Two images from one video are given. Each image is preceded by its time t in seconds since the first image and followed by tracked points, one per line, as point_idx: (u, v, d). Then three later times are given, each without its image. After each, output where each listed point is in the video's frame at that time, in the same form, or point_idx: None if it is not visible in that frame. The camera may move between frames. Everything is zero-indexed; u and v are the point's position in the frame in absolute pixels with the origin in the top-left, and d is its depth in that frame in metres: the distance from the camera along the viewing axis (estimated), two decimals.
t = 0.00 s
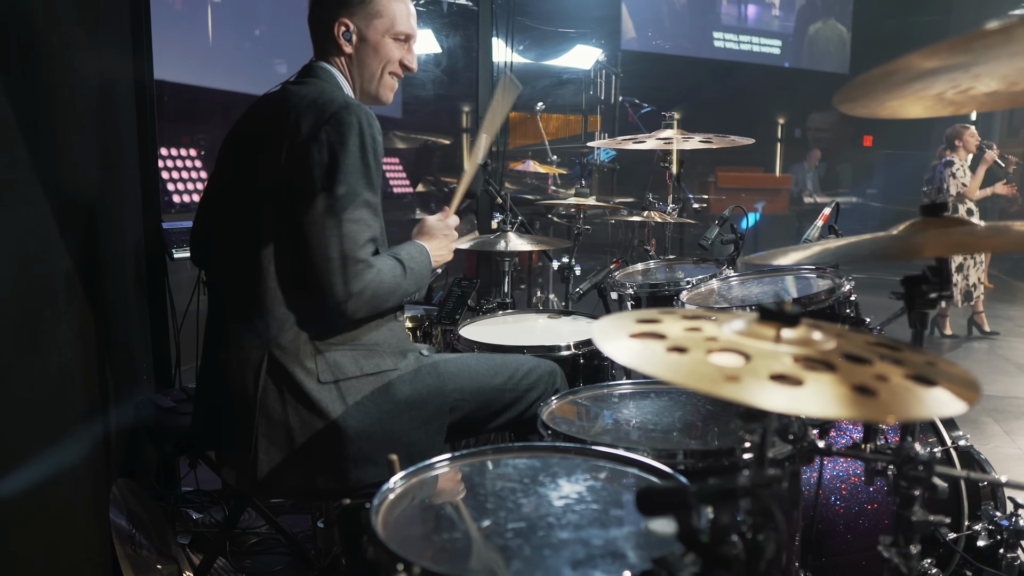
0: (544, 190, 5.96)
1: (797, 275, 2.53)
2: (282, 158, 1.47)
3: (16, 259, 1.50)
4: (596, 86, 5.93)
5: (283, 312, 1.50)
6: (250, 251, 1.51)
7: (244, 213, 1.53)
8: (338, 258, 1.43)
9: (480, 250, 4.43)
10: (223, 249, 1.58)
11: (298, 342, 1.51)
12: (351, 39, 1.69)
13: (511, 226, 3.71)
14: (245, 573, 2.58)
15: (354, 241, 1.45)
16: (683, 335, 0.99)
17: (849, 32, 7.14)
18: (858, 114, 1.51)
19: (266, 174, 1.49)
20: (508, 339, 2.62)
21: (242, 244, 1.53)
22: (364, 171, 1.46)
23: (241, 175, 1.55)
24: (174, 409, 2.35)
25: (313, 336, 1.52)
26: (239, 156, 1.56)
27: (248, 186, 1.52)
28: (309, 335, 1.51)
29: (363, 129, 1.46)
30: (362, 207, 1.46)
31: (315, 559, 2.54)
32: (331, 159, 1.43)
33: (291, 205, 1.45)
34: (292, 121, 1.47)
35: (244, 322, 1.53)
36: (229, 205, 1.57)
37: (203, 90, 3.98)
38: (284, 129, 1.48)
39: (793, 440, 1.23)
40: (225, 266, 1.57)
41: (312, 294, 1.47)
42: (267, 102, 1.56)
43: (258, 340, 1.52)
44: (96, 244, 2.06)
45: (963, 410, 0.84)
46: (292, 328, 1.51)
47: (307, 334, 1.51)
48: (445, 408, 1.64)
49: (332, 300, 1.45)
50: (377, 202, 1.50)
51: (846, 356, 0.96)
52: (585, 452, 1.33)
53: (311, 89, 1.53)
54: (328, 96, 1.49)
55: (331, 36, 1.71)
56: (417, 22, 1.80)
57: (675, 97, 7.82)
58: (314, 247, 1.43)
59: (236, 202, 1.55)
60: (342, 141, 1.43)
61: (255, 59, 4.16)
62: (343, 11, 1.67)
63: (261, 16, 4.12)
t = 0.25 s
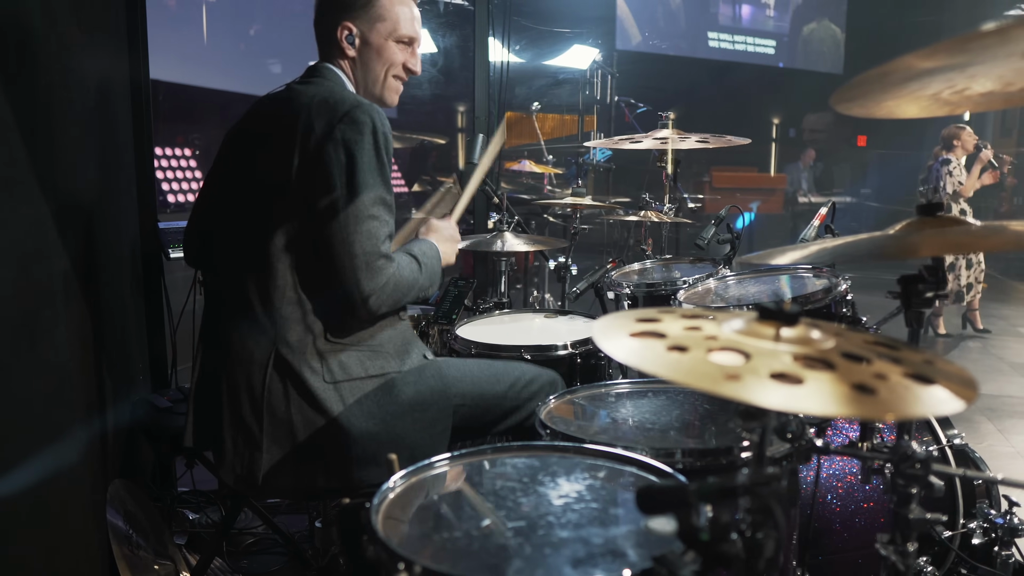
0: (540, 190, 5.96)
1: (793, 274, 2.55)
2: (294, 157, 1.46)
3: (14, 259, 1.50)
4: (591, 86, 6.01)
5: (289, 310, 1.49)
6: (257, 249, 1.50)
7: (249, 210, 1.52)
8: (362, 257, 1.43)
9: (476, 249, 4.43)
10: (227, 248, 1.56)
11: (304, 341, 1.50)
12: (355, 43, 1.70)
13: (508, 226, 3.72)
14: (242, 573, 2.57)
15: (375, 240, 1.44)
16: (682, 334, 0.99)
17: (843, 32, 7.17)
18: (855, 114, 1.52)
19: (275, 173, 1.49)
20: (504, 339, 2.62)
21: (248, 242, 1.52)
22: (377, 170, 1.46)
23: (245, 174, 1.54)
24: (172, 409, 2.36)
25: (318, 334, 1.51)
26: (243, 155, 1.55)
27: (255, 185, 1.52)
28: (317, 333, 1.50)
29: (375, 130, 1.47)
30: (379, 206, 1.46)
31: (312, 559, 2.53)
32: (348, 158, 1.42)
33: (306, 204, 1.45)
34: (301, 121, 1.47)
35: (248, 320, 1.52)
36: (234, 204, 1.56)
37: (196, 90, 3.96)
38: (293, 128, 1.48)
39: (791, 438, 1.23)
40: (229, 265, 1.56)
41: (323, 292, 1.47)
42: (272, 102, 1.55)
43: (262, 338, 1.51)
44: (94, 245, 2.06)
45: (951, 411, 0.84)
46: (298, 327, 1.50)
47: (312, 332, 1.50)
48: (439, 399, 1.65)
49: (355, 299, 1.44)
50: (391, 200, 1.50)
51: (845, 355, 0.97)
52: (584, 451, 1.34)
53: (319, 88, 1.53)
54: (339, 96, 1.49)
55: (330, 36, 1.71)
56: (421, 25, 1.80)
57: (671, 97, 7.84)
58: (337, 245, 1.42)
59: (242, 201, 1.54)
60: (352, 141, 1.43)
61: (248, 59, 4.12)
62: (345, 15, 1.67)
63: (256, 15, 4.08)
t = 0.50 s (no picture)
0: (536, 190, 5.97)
1: (790, 274, 2.56)
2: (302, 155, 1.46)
3: (12, 259, 1.49)
4: (588, 86, 5.99)
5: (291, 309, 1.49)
6: (264, 247, 1.51)
7: (259, 208, 1.52)
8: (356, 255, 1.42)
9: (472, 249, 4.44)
10: (235, 245, 1.57)
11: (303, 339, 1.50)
12: (370, 47, 1.69)
13: (505, 226, 3.72)
14: (239, 574, 2.57)
15: (370, 240, 1.43)
16: (682, 333, 1.00)
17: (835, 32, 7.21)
18: (852, 114, 1.53)
19: (283, 172, 1.49)
20: (502, 339, 2.62)
21: (255, 239, 1.52)
22: (383, 169, 1.46)
23: (253, 172, 1.54)
24: (169, 409, 2.37)
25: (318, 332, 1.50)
26: (252, 153, 1.55)
27: (263, 183, 1.52)
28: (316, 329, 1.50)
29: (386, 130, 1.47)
30: (381, 206, 1.45)
31: (309, 560, 2.53)
32: (357, 156, 1.42)
33: (309, 202, 1.45)
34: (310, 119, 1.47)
35: (251, 317, 1.52)
36: (243, 201, 1.56)
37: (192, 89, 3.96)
38: (303, 126, 1.48)
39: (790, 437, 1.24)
40: (236, 262, 1.56)
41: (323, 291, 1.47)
42: (282, 101, 1.56)
43: (264, 335, 1.51)
44: (91, 245, 2.06)
45: (956, 406, 0.85)
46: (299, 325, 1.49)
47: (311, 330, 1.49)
48: (443, 405, 1.64)
49: (343, 298, 1.43)
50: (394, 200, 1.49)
51: (844, 353, 0.97)
52: (583, 450, 1.34)
53: (331, 87, 1.53)
54: (351, 96, 1.49)
55: (330, 36, 1.71)
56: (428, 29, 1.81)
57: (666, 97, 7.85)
58: (334, 244, 1.41)
59: (251, 198, 1.54)
60: (358, 139, 1.42)
61: (242, 57, 4.11)
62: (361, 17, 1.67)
63: (251, 14, 4.07)
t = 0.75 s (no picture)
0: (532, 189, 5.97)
1: (787, 274, 2.57)
2: (312, 149, 1.47)
3: (11, 259, 1.49)
4: (584, 86, 5.96)
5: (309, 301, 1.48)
6: (273, 242, 1.49)
7: (264, 205, 1.51)
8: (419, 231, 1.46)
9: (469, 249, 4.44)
10: (238, 244, 1.55)
11: (325, 329, 1.48)
12: (354, 38, 1.68)
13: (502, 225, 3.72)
14: (236, 574, 2.57)
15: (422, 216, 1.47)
16: (681, 333, 1.00)
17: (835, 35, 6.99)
18: (849, 114, 1.53)
19: (287, 167, 1.49)
20: (499, 338, 2.62)
21: (261, 236, 1.51)
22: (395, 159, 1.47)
23: (252, 170, 1.53)
24: (166, 409, 2.30)
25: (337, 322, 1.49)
26: (249, 151, 1.54)
27: (265, 180, 1.51)
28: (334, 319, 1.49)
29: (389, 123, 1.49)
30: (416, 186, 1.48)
31: (307, 560, 2.52)
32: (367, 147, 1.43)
33: (338, 192, 1.46)
34: (312, 114, 1.48)
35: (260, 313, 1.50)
36: (244, 199, 1.54)
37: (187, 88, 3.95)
38: (305, 121, 1.48)
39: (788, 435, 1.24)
40: (240, 261, 1.54)
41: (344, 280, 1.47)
42: (274, 97, 1.55)
43: (274, 330, 1.48)
44: (88, 245, 2.05)
45: (951, 406, 0.85)
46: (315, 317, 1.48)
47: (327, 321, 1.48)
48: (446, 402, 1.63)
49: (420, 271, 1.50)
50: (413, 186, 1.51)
51: (843, 352, 0.98)
52: (582, 448, 1.34)
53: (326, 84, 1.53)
54: (345, 92, 1.49)
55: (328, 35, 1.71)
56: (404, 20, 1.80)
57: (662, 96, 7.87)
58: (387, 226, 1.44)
59: (251, 196, 1.53)
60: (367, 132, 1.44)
61: (236, 52, 4.06)
62: (344, 7, 1.65)
63: (248, 12, 4.04)
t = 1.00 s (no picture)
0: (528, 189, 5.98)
1: (783, 273, 2.59)
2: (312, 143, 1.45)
3: (9, 258, 1.49)
4: (580, 86, 5.99)
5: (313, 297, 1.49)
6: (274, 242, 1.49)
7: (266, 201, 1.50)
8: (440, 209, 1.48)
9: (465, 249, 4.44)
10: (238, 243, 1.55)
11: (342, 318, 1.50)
12: (341, 37, 1.68)
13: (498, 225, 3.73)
14: (232, 574, 2.56)
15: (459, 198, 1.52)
16: (681, 332, 1.00)
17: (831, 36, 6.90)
18: (846, 115, 1.54)
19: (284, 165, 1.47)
20: (497, 338, 2.63)
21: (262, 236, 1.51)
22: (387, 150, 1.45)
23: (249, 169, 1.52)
24: (163, 410, 2.31)
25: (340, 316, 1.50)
26: (245, 150, 1.53)
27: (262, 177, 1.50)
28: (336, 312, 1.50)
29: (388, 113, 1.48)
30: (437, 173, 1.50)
31: (304, 560, 2.52)
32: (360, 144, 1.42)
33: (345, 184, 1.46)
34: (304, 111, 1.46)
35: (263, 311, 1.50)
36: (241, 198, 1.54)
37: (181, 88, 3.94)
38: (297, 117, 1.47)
39: (786, 435, 1.25)
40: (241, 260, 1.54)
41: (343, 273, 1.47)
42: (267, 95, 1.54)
43: (277, 327, 1.49)
44: (85, 243, 2.05)
45: (938, 408, 0.86)
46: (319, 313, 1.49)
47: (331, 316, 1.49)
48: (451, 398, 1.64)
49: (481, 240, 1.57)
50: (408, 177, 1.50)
51: (842, 351, 0.98)
52: (581, 448, 1.35)
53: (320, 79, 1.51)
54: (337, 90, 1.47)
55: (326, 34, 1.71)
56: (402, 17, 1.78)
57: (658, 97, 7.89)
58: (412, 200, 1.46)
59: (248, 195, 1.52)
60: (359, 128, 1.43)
61: (229, 51, 4.12)
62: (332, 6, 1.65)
63: (243, 13, 4.08)
